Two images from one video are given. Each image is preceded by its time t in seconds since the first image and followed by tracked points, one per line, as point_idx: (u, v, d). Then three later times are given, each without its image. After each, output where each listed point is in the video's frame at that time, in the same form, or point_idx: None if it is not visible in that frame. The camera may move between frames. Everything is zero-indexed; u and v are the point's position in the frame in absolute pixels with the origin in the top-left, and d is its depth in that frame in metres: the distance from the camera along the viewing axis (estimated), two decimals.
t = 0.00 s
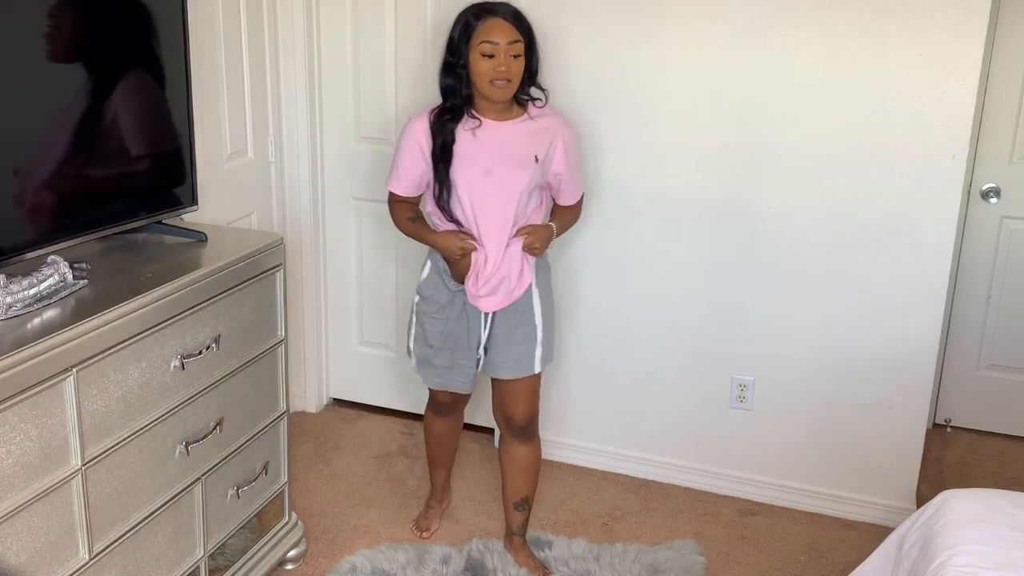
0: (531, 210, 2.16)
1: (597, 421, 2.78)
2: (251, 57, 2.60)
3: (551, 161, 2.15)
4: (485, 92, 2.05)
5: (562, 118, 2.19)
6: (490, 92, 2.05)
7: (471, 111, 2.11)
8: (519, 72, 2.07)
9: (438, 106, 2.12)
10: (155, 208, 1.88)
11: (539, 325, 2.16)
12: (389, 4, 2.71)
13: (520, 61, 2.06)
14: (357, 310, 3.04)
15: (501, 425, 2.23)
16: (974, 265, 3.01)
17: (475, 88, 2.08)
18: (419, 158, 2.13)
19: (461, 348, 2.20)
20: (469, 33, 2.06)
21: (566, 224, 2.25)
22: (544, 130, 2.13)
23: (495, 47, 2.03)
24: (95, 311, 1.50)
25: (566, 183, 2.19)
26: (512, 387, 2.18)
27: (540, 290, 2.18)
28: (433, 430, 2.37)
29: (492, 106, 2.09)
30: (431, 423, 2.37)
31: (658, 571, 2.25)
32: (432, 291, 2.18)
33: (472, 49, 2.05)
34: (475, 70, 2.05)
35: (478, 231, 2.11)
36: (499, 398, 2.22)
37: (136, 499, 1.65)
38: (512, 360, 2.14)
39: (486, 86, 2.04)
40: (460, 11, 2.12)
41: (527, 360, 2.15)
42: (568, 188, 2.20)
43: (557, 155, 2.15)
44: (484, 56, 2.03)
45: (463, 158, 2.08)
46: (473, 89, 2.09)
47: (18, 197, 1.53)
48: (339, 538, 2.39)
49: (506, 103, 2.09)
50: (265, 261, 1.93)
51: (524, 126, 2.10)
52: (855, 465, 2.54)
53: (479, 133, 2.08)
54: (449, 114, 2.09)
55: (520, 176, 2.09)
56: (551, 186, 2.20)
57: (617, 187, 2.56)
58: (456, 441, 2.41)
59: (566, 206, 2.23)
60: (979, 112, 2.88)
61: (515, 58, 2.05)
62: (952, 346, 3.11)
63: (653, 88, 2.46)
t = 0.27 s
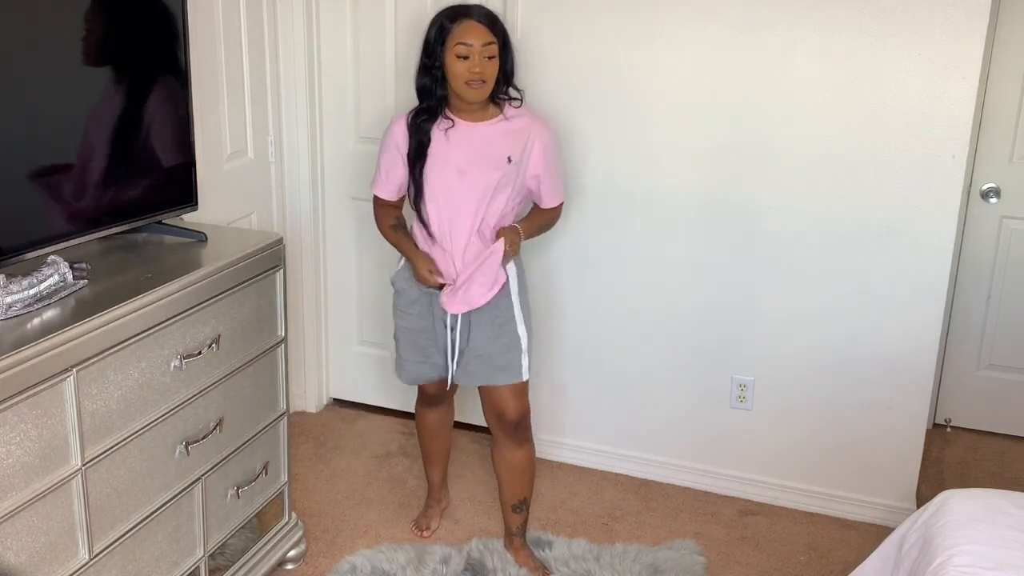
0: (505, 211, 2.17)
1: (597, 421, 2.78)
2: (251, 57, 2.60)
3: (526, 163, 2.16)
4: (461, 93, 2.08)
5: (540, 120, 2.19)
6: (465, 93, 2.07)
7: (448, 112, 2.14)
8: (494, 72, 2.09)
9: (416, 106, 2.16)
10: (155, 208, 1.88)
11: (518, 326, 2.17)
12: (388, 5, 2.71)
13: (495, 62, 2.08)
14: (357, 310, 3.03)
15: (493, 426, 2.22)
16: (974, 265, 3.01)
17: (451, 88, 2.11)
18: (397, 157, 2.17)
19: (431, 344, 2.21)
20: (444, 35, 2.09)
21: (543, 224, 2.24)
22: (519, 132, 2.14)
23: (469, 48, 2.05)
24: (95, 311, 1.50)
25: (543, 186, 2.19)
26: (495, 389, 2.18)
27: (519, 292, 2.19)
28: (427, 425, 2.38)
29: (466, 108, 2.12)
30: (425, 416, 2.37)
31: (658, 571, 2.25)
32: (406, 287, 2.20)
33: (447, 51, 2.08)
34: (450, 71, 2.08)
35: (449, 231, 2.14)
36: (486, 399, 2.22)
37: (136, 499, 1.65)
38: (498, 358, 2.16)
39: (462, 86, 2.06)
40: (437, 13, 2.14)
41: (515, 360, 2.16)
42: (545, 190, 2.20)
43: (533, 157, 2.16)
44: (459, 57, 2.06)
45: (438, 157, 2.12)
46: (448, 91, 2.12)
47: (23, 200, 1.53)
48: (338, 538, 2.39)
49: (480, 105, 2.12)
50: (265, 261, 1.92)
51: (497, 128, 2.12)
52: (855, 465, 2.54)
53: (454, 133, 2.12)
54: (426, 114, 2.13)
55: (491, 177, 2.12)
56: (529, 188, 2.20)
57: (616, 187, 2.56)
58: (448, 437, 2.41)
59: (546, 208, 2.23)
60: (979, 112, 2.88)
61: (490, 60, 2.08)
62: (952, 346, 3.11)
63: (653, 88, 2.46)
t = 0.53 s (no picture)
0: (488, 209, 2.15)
1: (596, 421, 2.78)
2: (251, 57, 2.60)
3: (512, 163, 2.16)
4: (449, 92, 2.09)
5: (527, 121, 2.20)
6: (454, 92, 2.08)
7: (436, 111, 2.15)
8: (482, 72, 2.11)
9: (405, 105, 2.17)
10: (156, 208, 1.88)
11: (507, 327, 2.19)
12: (388, 5, 2.71)
13: (482, 62, 2.09)
14: (357, 310, 3.03)
15: (486, 424, 2.22)
16: (974, 265, 3.01)
17: (439, 88, 2.12)
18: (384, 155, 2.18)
19: (413, 339, 2.21)
20: (433, 34, 2.10)
21: (529, 225, 2.20)
22: (505, 131, 2.14)
23: (457, 48, 2.06)
24: (95, 311, 1.50)
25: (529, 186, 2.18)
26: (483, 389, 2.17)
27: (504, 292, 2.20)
28: (425, 420, 2.38)
29: (453, 107, 2.13)
30: (422, 412, 2.37)
31: (657, 571, 2.25)
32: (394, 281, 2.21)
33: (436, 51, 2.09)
34: (438, 71, 2.09)
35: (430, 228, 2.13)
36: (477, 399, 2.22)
37: (136, 498, 1.65)
38: (490, 362, 2.16)
39: (450, 86, 2.08)
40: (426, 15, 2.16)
41: (507, 361, 2.17)
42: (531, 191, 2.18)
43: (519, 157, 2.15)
44: (447, 57, 2.07)
45: (423, 154, 2.12)
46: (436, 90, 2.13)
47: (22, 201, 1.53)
48: (338, 538, 2.39)
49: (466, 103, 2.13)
50: (264, 261, 1.92)
51: (484, 126, 2.14)
52: (855, 465, 2.54)
53: (440, 130, 2.13)
54: (413, 113, 2.14)
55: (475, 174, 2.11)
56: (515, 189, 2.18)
57: (616, 187, 2.56)
58: (446, 433, 2.41)
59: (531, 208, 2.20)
60: (979, 112, 2.88)
61: (478, 60, 2.09)
62: (952, 346, 3.11)
63: (653, 88, 2.46)
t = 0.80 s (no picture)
0: (484, 205, 2.16)
1: (596, 421, 2.78)
2: (251, 57, 2.60)
3: (508, 159, 2.16)
4: (445, 91, 2.08)
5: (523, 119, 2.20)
6: (451, 91, 2.08)
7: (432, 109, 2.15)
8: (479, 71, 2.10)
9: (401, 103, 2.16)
10: (156, 208, 1.88)
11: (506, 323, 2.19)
12: (388, 5, 2.71)
13: (478, 61, 2.09)
14: (357, 310, 3.03)
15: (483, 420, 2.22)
16: (974, 265, 3.01)
17: (437, 87, 2.12)
18: (381, 153, 2.16)
19: (414, 337, 2.21)
20: (429, 33, 2.11)
21: (525, 222, 2.20)
22: (500, 128, 2.15)
23: (453, 47, 2.06)
24: (95, 311, 1.50)
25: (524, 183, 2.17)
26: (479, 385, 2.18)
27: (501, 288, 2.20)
28: (421, 420, 2.38)
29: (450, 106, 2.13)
30: (419, 412, 2.38)
31: (657, 571, 2.25)
32: (394, 280, 2.19)
33: (432, 50, 2.09)
34: (435, 70, 2.09)
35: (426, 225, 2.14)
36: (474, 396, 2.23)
37: (136, 498, 1.65)
38: (488, 358, 2.16)
39: (447, 84, 2.07)
40: (421, 14, 2.16)
41: (506, 358, 2.18)
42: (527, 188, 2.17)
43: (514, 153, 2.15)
44: (444, 56, 2.06)
45: (421, 151, 2.12)
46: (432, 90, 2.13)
47: (22, 202, 1.53)
48: (338, 538, 2.39)
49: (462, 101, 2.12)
50: (264, 261, 1.92)
51: (479, 124, 2.14)
52: (856, 465, 2.54)
53: (437, 128, 2.13)
54: (409, 110, 2.14)
55: (471, 171, 2.12)
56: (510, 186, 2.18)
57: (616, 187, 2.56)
58: (443, 433, 2.41)
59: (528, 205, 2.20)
60: (979, 112, 2.88)
61: (474, 58, 2.08)
62: (952, 346, 3.11)
63: (653, 88, 2.46)
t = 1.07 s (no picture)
0: (488, 204, 2.17)
1: (596, 421, 2.78)
2: (251, 57, 2.60)
3: (509, 157, 2.17)
4: (445, 91, 2.09)
5: (523, 117, 2.21)
6: (450, 91, 2.08)
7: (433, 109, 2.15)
8: (479, 71, 2.11)
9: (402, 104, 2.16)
10: (156, 207, 1.88)
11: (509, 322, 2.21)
12: (388, 4, 2.71)
13: (478, 61, 2.09)
14: (357, 310, 3.03)
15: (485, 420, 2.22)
16: (974, 265, 3.01)
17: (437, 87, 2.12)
18: (383, 154, 2.15)
19: (416, 337, 2.21)
20: (429, 34, 2.10)
21: (527, 219, 2.22)
22: (501, 127, 2.16)
23: (453, 48, 2.06)
24: (96, 311, 1.50)
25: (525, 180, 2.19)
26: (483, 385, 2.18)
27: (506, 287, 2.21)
28: (421, 420, 2.38)
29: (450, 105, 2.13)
30: (418, 413, 2.37)
31: (657, 571, 2.25)
32: (395, 280, 2.20)
33: (432, 50, 2.09)
34: (435, 70, 2.09)
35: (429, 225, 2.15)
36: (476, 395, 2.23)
37: (136, 498, 1.65)
38: (493, 356, 2.17)
39: (446, 85, 2.08)
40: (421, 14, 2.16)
41: (509, 356, 2.19)
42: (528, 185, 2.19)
43: (515, 152, 2.17)
44: (444, 56, 2.07)
45: (424, 151, 2.12)
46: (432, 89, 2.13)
47: (23, 202, 1.53)
48: (338, 538, 2.39)
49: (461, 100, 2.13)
50: (264, 261, 1.92)
51: (480, 123, 2.14)
52: (856, 465, 2.54)
53: (439, 127, 2.13)
54: (410, 110, 2.13)
55: (475, 170, 2.12)
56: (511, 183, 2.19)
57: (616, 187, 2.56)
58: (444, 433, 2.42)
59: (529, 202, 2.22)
60: (979, 112, 2.88)
61: (474, 58, 2.08)
62: (952, 346, 3.11)
63: (653, 88, 2.46)
